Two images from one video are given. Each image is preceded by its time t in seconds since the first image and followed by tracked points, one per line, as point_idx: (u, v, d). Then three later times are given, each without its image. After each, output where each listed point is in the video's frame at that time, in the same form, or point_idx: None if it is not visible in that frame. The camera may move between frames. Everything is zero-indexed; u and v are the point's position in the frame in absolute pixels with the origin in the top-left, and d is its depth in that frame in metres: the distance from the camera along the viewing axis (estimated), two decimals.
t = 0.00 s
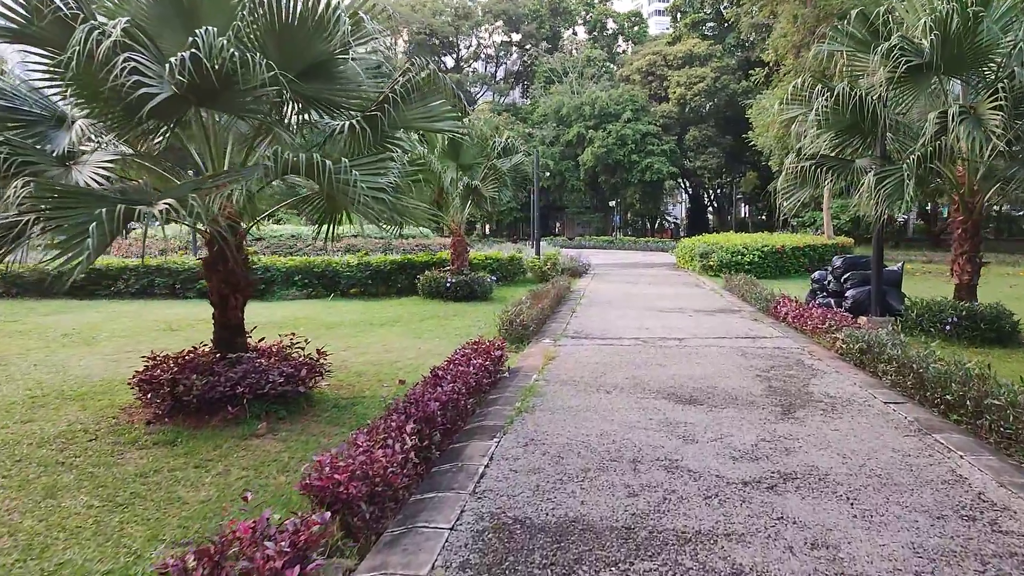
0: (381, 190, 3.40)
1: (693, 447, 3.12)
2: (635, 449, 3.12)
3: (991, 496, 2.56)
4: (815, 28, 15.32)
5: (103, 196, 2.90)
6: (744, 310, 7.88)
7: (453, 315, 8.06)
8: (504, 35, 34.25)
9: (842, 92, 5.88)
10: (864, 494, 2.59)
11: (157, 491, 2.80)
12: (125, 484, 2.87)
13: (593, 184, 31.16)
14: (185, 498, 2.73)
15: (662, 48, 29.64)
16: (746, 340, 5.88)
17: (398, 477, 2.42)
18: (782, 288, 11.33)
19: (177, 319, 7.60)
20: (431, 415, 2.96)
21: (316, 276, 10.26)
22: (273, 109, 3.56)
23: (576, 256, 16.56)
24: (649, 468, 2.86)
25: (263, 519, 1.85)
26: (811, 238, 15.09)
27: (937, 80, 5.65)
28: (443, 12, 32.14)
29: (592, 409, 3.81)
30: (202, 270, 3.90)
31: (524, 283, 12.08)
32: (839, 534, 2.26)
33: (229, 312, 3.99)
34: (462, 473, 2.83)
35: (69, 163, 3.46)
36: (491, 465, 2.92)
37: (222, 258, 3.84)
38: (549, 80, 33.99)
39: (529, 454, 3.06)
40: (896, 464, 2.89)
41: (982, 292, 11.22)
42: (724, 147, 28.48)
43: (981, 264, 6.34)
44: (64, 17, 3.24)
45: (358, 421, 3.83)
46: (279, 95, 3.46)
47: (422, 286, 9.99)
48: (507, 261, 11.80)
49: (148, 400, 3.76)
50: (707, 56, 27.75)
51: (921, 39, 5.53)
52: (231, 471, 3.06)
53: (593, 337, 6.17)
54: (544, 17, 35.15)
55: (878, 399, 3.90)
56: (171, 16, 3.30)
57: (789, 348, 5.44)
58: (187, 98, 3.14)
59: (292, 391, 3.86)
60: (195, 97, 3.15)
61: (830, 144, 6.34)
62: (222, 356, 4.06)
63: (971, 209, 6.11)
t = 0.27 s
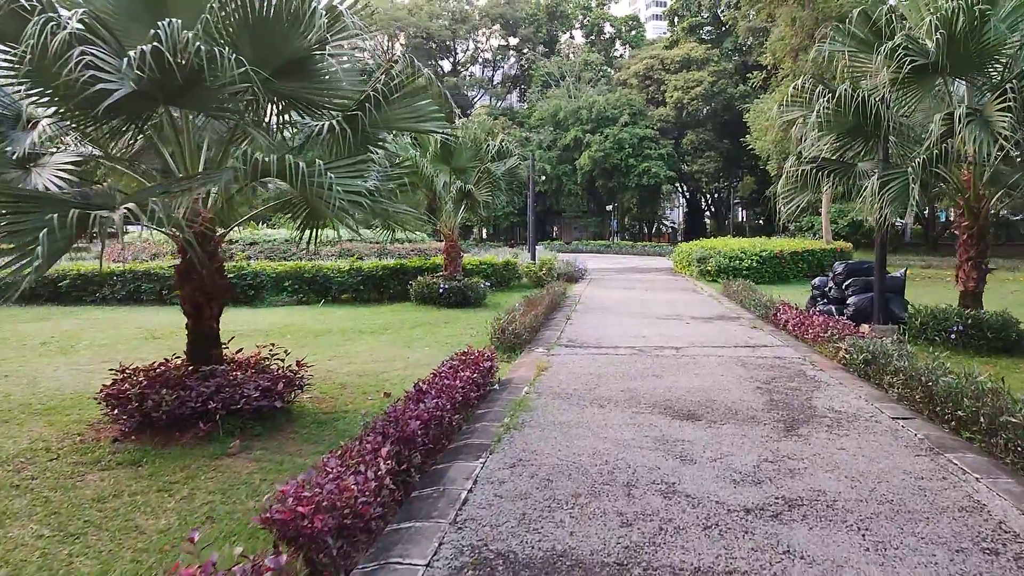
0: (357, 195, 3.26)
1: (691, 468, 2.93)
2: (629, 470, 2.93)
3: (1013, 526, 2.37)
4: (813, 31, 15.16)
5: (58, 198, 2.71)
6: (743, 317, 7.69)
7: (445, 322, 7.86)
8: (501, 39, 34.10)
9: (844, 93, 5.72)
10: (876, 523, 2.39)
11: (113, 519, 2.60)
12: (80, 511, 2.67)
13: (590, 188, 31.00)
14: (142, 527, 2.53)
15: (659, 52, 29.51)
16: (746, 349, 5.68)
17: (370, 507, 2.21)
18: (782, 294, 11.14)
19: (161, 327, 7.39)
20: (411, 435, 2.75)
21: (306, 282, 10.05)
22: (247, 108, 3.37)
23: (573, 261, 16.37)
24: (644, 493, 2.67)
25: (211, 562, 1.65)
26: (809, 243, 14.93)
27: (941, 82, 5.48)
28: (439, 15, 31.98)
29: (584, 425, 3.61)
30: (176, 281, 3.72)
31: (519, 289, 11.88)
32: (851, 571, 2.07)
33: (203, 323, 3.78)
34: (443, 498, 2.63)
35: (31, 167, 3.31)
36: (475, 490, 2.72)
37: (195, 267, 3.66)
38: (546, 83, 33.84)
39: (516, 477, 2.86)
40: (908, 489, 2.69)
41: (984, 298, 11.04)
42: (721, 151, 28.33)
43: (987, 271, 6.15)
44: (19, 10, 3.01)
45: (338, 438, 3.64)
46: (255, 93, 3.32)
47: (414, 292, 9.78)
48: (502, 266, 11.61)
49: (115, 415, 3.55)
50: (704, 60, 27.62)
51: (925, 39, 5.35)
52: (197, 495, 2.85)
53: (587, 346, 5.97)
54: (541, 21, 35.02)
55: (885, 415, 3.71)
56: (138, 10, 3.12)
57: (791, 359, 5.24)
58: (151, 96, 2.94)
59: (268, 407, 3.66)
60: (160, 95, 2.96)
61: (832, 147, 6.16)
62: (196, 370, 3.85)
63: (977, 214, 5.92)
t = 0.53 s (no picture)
0: (336, 191, 2.98)
1: (694, 487, 2.73)
2: (627, 489, 2.72)
3: None
4: (813, 27, 14.95)
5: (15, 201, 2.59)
6: (743, 319, 7.50)
7: (438, 324, 7.65)
8: (498, 36, 33.86)
9: (849, 88, 5.52)
10: (896, 551, 2.19)
11: (67, 545, 2.40)
12: (33, 536, 2.46)
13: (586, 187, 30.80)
14: (98, 555, 2.33)
15: (656, 49, 29.29)
16: (748, 353, 5.48)
17: (343, 538, 2.00)
18: (782, 294, 10.95)
19: (144, 329, 7.18)
20: (392, 453, 2.55)
21: (297, 282, 9.83)
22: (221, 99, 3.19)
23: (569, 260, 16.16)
24: (643, 515, 2.46)
25: None
26: (809, 242, 14.75)
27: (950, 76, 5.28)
28: (435, 13, 31.74)
29: (580, 437, 3.40)
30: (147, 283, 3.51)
31: (515, 289, 11.67)
32: None
33: (176, 328, 3.57)
34: (426, 522, 2.43)
35: None
36: (461, 513, 2.51)
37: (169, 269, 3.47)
38: (542, 81, 33.62)
39: (506, 497, 2.66)
40: (928, 511, 2.49)
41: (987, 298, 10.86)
42: (719, 149, 28.15)
43: (996, 271, 5.96)
44: None
45: (319, 450, 3.43)
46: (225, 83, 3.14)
47: (407, 292, 9.57)
48: (497, 265, 11.40)
49: (81, 428, 3.34)
50: (702, 58, 27.41)
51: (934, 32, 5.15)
52: (162, 517, 2.65)
53: (584, 350, 5.77)
54: (538, 19, 34.78)
55: (897, 425, 3.51)
56: None
57: (795, 363, 5.05)
58: (112, 85, 2.73)
59: (244, 418, 3.45)
60: (122, 85, 2.75)
61: (835, 144, 5.97)
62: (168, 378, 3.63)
63: (986, 213, 5.73)
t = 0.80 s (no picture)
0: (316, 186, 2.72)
1: (704, 503, 2.52)
2: (631, 506, 2.51)
3: None
4: (813, 23, 14.74)
5: None
6: (745, 319, 7.29)
7: (431, 324, 7.44)
8: (494, 33, 33.62)
9: (858, 79, 5.31)
10: None
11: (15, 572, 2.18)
12: None
13: (584, 185, 30.59)
14: None
15: (653, 46, 29.08)
16: (753, 355, 5.28)
17: (315, 568, 1.78)
18: (783, 293, 10.75)
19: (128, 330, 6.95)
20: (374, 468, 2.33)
21: (288, 281, 9.61)
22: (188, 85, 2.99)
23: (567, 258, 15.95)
24: (650, 537, 2.26)
25: None
26: (808, 240, 14.58)
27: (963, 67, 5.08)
28: (432, 9, 31.50)
29: (579, 446, 3.19)
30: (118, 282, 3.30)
31: (511, 287, 11.46)
32: None
33: (148, 331, 3.35)
34: (412, 546, 2.21)
35: None
36: (450, 535, 2.30)
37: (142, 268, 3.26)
38: (539, 79, 33.38)
39: (499, 516, 2.44)
40: (960, 533, 2.29)
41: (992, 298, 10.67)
42: (717, 147, 27.95)
43: (1007, 270, 5.77)
44: None
45: (300, 460, 3.22)
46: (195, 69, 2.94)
47: (401, 291, 9.34)
48: (493, 264, 11.18)
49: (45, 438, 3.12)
50: (700, 55, 27.21)
51: (947, 21, 4.93)
52: (124, 537, 2.43)
53: (582, 351, 5.56)
54: (535, 16, 34.51)
55: (916, 434, 3.31)
56: None
57: (802, 366, 4.84)
58: (70, 66, 2.53)
59: (221, 426, 3.22)
60: (81, 67, 2.55)
61: (843, 138, 5.77)
62: (140, 384, 3.41)
63: (998, 209, 5.53)
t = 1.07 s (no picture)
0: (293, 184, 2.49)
1: (710, 527, 2.33)
2: (632, 531, 2.32)
3: None
4: (813, 20, 14.57)
5: None
6: (747, 321, 7.12)
7: (424, 327, 7.25)
8: (491, 32, 33.43)
9: (866, 74, 5.16)
10: None
11: None
12: None
13: (581, 184, 30.40)
14: None
15: (651, 45, 28.91)
16: (756, 360, 5.09)
17: None
18: (784, 295, 10.58)
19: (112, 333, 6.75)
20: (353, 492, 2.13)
21: (279, 282, 9.40)
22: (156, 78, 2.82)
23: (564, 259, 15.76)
24: (653, 567, 2.07)
25: None
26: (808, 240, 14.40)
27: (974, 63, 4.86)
28: (429, 8, 31.29)
29: (576, 461, 3.00)
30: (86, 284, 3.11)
31: (507, 288, 11.27)
32: None
33: (117, 337, 3.16)
34: None
35: None
36: (435, 565, 2.10)
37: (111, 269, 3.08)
38: (536, 78, 33.18)
39: (490, 542, 2.25)
40: (990, 561, 2.11)
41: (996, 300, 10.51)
42: (715, 146, 27.79)
43: (1018, 272, 5.58)
44: None
45: (279, 475, 3.01)
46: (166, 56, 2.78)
47: (394, 292, 9.14)
48: (489, 264, 10.99)
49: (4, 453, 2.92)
50: (698, 54, 27.03)
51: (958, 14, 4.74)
52: (79, 565, 2.23)
53: (579, 356, 5.38)
54: (532, 15, 34.31)
55: (933, 447, 3.12)
56: None
57: (808, 372, 4.66)
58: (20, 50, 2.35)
59: (194, 439, 3.02)
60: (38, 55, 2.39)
61: (848, 136, 5.58)
62: (109, 394, 3.22)
63: (1009, 209, 5.35)
